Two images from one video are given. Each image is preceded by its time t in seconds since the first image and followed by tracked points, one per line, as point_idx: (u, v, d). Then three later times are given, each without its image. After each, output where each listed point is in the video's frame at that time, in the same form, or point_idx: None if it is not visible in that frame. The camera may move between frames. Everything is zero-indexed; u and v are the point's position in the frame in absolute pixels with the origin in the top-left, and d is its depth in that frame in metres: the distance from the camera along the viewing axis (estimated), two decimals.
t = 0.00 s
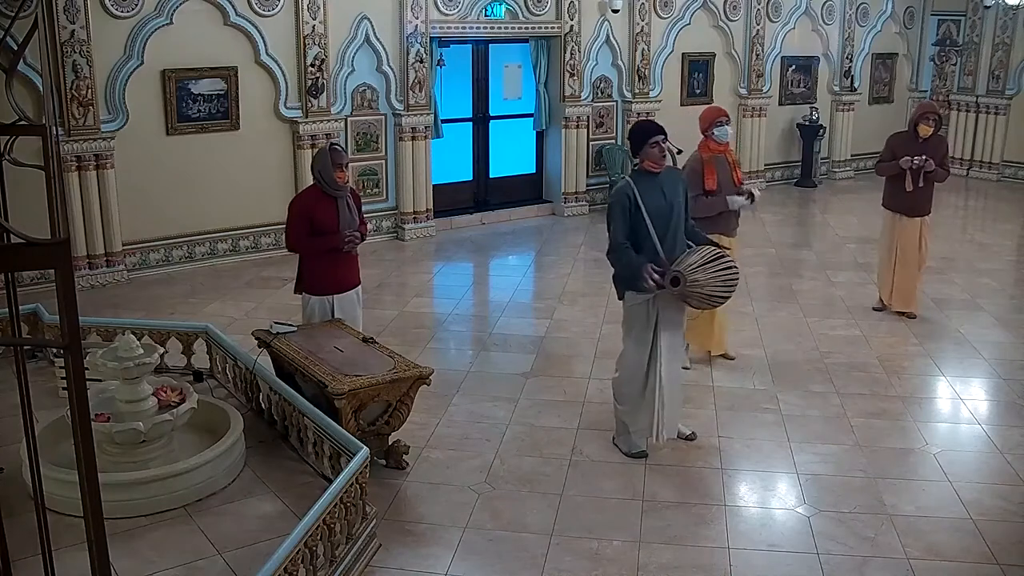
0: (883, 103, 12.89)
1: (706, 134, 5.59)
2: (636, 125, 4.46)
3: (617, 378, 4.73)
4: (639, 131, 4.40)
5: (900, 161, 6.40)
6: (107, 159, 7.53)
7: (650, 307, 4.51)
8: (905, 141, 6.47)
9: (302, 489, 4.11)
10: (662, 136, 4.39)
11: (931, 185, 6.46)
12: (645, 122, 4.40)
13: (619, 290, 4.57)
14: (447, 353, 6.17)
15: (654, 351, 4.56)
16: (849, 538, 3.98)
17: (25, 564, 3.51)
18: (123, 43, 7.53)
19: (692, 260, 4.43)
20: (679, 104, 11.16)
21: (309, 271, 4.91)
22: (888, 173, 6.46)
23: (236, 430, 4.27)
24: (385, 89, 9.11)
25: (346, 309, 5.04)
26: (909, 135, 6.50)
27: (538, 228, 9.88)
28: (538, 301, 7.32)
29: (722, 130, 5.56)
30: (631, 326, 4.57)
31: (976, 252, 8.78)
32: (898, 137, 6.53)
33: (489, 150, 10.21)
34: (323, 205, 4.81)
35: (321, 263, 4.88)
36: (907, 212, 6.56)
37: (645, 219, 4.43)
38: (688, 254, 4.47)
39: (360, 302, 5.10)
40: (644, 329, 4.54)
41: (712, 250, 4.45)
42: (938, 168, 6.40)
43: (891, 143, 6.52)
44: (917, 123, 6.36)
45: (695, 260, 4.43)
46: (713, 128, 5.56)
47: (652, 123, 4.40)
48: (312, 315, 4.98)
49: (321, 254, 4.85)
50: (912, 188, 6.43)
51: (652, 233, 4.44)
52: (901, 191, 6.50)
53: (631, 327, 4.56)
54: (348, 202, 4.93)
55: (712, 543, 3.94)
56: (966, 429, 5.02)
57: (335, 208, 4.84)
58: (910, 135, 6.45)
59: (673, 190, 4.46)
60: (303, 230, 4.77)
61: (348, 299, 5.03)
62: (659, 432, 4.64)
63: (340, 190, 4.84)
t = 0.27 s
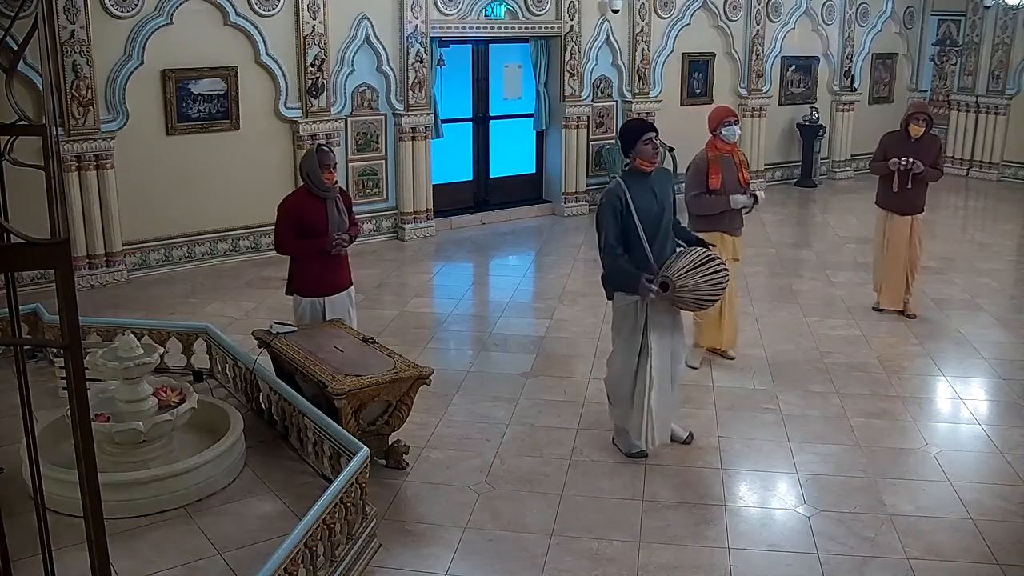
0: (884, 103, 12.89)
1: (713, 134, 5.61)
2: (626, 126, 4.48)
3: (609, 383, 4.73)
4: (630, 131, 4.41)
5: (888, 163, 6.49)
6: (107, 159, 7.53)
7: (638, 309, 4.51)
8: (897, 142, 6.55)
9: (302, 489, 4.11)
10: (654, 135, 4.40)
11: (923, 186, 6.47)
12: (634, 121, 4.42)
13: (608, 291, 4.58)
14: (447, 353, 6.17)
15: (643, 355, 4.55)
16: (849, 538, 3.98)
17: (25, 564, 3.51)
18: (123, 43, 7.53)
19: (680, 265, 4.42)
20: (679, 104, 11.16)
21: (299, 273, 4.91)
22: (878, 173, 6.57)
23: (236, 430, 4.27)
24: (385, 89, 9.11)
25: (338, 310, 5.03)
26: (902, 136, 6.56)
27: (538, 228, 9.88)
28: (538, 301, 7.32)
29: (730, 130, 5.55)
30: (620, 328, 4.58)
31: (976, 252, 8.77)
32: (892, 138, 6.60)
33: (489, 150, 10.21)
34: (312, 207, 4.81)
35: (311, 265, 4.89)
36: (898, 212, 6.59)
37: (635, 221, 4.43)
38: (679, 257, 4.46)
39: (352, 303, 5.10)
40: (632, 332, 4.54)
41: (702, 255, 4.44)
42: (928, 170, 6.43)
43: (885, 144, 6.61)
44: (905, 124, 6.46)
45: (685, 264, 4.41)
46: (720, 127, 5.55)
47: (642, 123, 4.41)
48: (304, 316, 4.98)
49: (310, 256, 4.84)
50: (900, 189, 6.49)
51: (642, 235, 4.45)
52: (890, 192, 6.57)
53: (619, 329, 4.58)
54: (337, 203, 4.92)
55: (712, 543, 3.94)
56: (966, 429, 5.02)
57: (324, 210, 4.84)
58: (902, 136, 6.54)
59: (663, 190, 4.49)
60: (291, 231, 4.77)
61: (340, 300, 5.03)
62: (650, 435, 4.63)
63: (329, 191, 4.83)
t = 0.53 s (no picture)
0: (883, 103, 12.89)
1: (712, 133, 5.63)
2: (624, 126, 4.48)
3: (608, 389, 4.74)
4: (628, 130, 4.40)
5: (884, 160, 6.49)
6: (107, 159, 7.53)
7: (638, 310, 4.50)
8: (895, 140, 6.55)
9: (302, 489, 4.11)
10: (651, 134, 4.41)
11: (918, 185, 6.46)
12: (632, 121, 4.42)
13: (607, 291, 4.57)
14: (447, 353, 6.17)
15: (642, 354, 4.55)
16: (850, 538, 3.98)
17: (25, 564, 3.51)
18: (123, 43, 7.53)
19: (682, 263, 4.45)
20: (679, 104, 11.16)
21: (293, 274, 4.91)
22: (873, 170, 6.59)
23: (236, 430, 4.27)
24: (385, 89, 9.11)
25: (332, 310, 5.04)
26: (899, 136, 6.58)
27: (538, 228, 9.88)
28: (538, 301, 7.32)
29: (727, 130, 5.58)
30: (620, 329, 4.57)
31: (976, 252, 8.77)
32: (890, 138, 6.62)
33: (489, 150, 10.21)
34: (305, 208, 4.80)
35: (304, 266, 4.89)
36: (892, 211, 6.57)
37: (635, 220, 4.43)
38: (679, 257, 4.48)
39: (346, 302, 5.11)
40: (632, 333, 4.54)
41: (702, 252, 4.49)
42: (924, 169, 6.41)
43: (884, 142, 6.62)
44: (903, 123, 6.47)
45: (686, 263, 4.44)
46: (718, 126, 5.58)
47: (641, 123, 4.41)
48: (300, 317, 4.98)
49: (304, 257, 4.84)
50: (893, 187, 6.49)
51: (642, 234, 4.45)
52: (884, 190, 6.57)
53: (619, 330, 4.58)
54: (330, 204, 4.91)
55: (712, 543, 3.94)
56: (966, 429, 5.02)
57: (317, 210, 4.83)
58: (900, 135, 6.53)
59: (661, 190, 4.49)
60: (284, 233, 4.77)
61: (335, 300, 5.04)
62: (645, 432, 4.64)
63: (322, 191, 4.82)
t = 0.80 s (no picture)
0: (883, 103, 12.89)
1: (698, 132, 5.62)
2: (625, 126, 4.47)
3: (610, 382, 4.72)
4: (629, 130, 4.39)
5: (887, 159, 6.48)
6: (107, 159, 7.53)
7: (644, 310, 4.49)
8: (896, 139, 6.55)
9: (302, 489, 4.11)
10: (653, 133, 4.38)
11: (921, 185, 6.48)
12: (633, 121, 4.39)
13: (612, 293, 4.58)
14: (447, 353, 6.17)
15: (645, 353, 4.54)
16: (850, 538, 3.98)
17: (25, 564, 3.51)
18: (123, 43, 7.53)
19: (688, 262, 4.40)
20: (679, 104, 11.16)
21: (295, 275, 4.91)
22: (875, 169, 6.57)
23: (236, 430, 4.27)
24: (385, 89, 9.11)
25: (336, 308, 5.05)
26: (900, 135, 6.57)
27: (538, 228, 9.88)
28: (538, 301, 7.32)
29: (714, 128, 5.56)
30: (626, 328, 4.56)
31: (976, 252, 8.77)
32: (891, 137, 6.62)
33: (489, 150, 10.21)
34: (306, 209, 4.80)
35: (307, 267, 4.88)
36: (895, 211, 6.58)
37: (639, 220, 4.43)
38: (685, 255, 4.44)
39: (347, 301, 5.12)
40: (637, 332, 4.53)
41: (708, 252, 4.43)
42: (926, 169, 6.42)
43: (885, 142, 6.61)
44: (904, 123, 6.47)
45: (692, 262, 4.40)
46: (705, 125, 5.57)
47: (643, 121, 4.38)
48: (308, 317, 4.98)
49: (306, 258, 4.84)
50: (897, 186, 6.49)
51: (646, 234, 4.44)
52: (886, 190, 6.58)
53: (623, 330, 4.58)
54: (329, 204, 4.92)
55: (712, 543, 3.94)
56: (966, 429, 5.02)
57: (318, 211, 4.84)
58: (901, 134, 6.53)
59: (662, 189, 4.50)
60: (287, 234, 4.76)
61: (337, 299, 5.05)
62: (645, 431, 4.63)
63: (322, 192, 4.84)
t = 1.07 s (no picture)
0: (883, 103, 12.89)
1: (685, 131, 5.60)
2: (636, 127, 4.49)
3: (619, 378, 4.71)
4: (642, 130, 4.42)
5: (896, 162, 6.44)
6: (107, 159, 7.53)
7: (657, 309, 4.49)
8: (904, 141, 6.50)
9: (302, 489, 4.11)
10: (667, 133, 4.41)
11: (929, 185, 6.46)
12: (646, 121, 4.43)
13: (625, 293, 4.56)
14: (447, 353, 6.17)
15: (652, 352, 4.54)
16: (849, 538, 3.98)
17: (25, 564, 3.51)
18: (123, 43, 7.53)
19: (702, 259, 4.41)
20: (679, 104, 11.16)
21: (305, 273, 4.91)
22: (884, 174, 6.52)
23: (236, 430, 4.27)
24: (385, 89, 9.11)
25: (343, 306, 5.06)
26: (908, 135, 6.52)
27: (538, 228, 9.88)
28: (538, 301, 7.32)
29: (702, 128, 5.54)
30: (637, 326, 4.56)
31: (976, 252, 8.77)
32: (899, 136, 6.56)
33: (489, 150, 10.21)
34: (317, 207, 4.79)
35: (317, 264, 4.88)
36: (906, 212, 6.58)
37: (652, 219, 4.44)
38: (698, 253, 4.45)
39: (354, 298, 5.13)
40: (649, 328, 4.52)
41: (721, 249, 4.43)
42: (936, 169, 6.39)
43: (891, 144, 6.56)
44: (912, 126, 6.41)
45: (705, 259, 4.40)
46: (693, 125, 5.54)
47: (655, 122, 4.43)
48: (315, 316, 4.98)
49: (317, 256, 4.84)
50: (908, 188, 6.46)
51: (659, 232, 4.45)
52: (897, 192, 6.57)
53: (634, 327, 4.58)
54: (337, 201, 4.91)
55: (712, 543, 3.94)
56: (966, 429, 5.02)
57: (328, 208, 4.84)
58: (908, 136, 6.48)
59: (673, 189, 4.51)
60: (300, 231, 4.75)
61: (344, 297, 5.06)
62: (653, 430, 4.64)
63: (331, 189, 4.84)
